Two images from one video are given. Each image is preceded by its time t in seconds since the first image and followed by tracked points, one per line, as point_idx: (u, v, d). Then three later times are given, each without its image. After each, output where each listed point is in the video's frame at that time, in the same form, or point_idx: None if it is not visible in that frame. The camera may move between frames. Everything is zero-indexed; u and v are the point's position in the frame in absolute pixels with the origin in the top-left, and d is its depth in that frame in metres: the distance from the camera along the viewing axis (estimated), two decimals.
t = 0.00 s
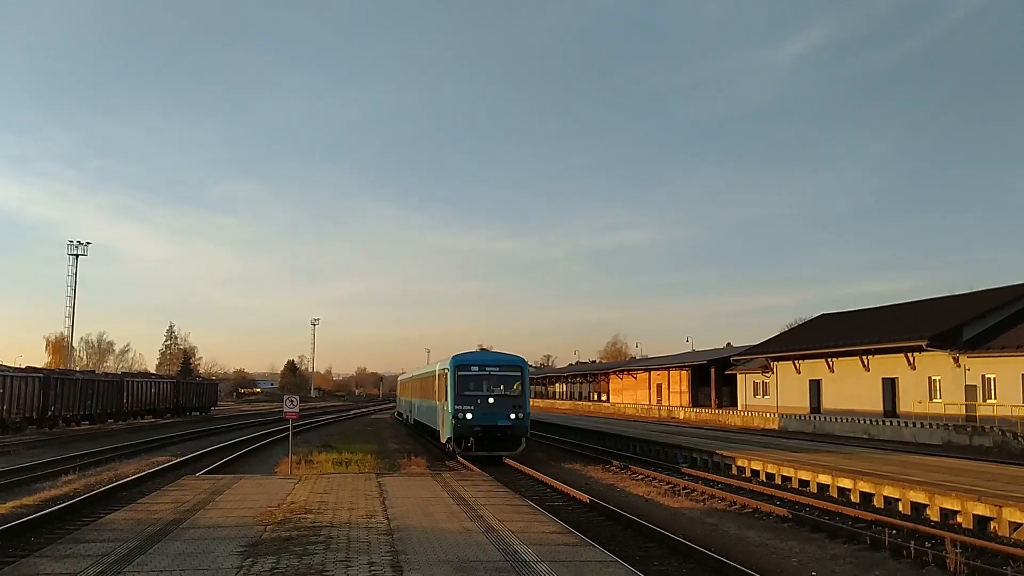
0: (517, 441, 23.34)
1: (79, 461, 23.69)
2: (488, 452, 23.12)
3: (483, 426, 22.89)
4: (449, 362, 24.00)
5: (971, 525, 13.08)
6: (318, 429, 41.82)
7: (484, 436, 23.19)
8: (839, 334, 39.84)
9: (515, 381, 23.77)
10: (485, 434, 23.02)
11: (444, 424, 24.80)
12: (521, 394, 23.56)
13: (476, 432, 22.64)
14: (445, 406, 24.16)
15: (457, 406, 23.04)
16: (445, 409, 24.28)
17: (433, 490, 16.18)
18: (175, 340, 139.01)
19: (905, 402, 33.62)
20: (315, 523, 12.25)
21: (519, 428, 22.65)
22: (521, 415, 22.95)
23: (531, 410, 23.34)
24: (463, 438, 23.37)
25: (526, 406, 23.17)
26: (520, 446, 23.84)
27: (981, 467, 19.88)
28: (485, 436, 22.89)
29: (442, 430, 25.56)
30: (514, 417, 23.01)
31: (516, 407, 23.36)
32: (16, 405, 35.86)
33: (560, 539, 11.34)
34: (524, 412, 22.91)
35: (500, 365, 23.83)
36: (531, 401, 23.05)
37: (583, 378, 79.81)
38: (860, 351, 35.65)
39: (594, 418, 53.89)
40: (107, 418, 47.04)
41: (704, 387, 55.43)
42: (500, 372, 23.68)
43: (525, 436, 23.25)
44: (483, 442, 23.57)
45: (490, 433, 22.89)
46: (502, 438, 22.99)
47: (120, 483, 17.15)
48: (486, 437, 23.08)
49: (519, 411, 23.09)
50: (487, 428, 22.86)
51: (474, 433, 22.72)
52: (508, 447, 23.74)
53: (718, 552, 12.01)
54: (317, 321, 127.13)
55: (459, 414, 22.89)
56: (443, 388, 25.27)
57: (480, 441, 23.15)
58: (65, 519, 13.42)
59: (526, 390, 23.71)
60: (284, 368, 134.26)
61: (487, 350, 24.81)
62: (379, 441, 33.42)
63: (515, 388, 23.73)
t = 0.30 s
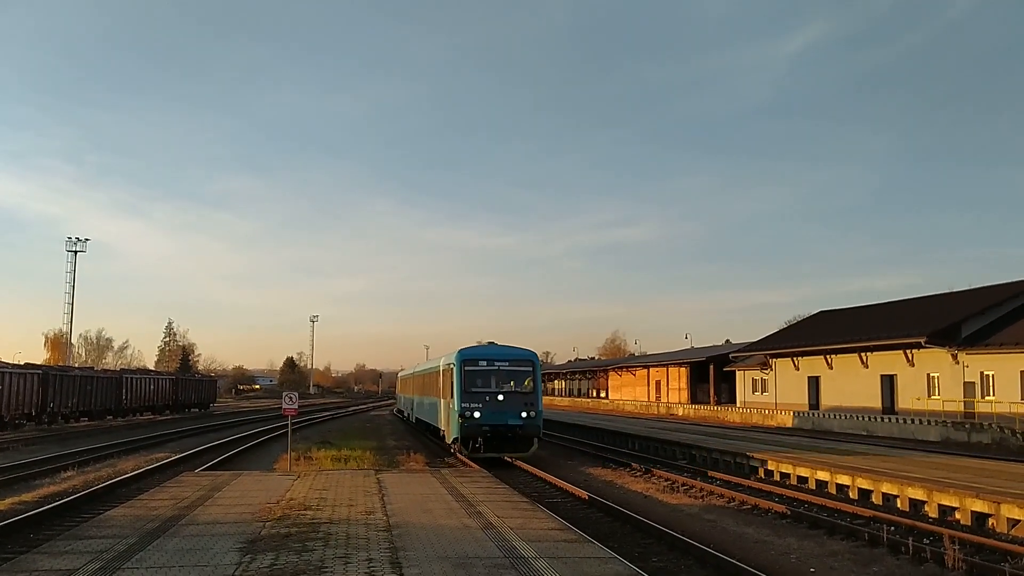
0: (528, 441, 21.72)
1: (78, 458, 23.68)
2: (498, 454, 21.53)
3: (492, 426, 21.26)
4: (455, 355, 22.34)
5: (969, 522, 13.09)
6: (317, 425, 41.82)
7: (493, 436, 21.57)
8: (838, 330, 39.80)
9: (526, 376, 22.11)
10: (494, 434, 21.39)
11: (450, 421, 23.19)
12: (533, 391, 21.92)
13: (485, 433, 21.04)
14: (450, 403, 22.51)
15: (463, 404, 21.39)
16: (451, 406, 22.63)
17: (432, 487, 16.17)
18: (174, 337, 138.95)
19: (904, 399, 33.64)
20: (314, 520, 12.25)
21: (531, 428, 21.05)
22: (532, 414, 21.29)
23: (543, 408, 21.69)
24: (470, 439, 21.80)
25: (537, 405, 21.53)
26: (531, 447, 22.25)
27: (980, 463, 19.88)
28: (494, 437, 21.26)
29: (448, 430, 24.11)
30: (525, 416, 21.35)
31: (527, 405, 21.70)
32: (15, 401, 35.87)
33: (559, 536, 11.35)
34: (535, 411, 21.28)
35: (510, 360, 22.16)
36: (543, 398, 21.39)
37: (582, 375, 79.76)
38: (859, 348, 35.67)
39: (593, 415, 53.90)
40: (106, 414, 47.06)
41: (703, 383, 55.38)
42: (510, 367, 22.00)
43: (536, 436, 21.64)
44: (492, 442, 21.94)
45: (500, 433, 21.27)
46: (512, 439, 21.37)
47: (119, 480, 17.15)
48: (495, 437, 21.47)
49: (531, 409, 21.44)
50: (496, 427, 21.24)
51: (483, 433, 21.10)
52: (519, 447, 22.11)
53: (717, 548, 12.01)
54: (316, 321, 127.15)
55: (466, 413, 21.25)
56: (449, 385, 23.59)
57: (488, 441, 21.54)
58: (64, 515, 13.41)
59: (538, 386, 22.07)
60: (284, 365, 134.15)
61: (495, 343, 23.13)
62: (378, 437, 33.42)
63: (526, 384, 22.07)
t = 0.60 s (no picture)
0: (543, 444, 20.44)
1: (79, 456, 23.70)
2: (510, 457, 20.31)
3: (504, 428, 20.06)
4: (463, 352, 21.22)
5: (968, 520, 13.13)
6: (317, 423, 41.85)
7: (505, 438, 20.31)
8: (838, 328, 39.84)
9: (539, 374, 20.95)
10: (507, 436, 20.09)
11: (457, 423, 21.98)
12: (547, 389, 20.73)
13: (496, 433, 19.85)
14: (458, 404, 21.32)
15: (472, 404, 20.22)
16: (458, 407, 21.42)
17: (432, 484, 16.22)
18: (174, 335, 138.82)
19: (904, 397, 33.68)
20: (313, 517, 12.29)
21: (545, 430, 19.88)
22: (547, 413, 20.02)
23: (558, 407, 20.45)
24: (480, 441, 20.55)
25: (552, 403, 20.28)
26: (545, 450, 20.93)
27: (978, 461, 19.93)
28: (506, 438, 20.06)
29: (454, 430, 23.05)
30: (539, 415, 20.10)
31: (541, 404, 20.47)
32: (15, 399, 35.86)
33: (559, 533, 11.38)
34: (550, 410, 20.03)
35: (522, 356, 21.03)
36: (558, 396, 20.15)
37: (582, 373, 79.85)
38: (858, 346, 35.72)
39: (593, 412, 53.97)
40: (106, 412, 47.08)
41: (704, 381, 55.42)
42: (522, 364, 20.87)
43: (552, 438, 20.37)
44: (504, 445, 20.72)
45: (512, 435, 20.07)
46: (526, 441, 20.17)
47: (120, 477, 17.20)
48: (507, 439, 20.21)
49: (546, 408, 20.22)
50: (508, 429, 20.04)
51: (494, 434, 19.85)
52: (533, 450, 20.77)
53: (716, 545, 12.03)
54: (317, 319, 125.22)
55: (476, 413, 20.08)
56: (456, 383, 22.40)
57: (501, 443, 20.27)
58: (65, 513, 13.46)
59: (552, 384, 20.91)
60: (283, 363, 134.10)
61: (505, 340, 22.01)
62: (379, 435, 33.47)
63: (539, 382, 20.91)
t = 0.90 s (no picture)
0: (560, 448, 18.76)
1: (77, 454, 23.67)
2: (523, 463, 18.63)
3: (517, 431, 18.37)
4: (472, 348, 19.54)
5: (967, 518, 13.13)
6: (316, 421, 41.89)
7: (519, 442, 18.65)
8: (837, 327, 39.85)
9: (556, 371, 19.23)
10: (520, 440, 18.42)
11: (465, 424, 20.29)
12: (564, 388, 18.99)
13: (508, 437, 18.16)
14: (468, 404, 19.62)
15: (482, 404, 18.54)
16: (468, 407, 19.73)
17: (430, 482, 16.22)
18: (173, 334, 138.80)
19: (903, 395, 33.68)
20: (313, 516, 12.28)
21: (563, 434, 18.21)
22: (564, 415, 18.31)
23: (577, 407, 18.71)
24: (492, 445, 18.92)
25: (570, 404, 18.54)
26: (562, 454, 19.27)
27: (977, 460, 19.93)
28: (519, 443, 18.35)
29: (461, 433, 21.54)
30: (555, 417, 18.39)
31: (558, 404, 18.76)
32: (14, 398, 35.81)
33: (558, 532, 11.37)
34: (567, 412, 18.32)
35: (537, 352, 19.29)
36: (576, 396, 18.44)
37: (582, 372, 79.91)
38: (857, 345, 35.71)
39: (592, 411, 54.03)
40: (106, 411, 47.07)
41: (703, 379, 55.42)
42: (538, 361, 19.15)
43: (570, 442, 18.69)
44: (517, 450, 19.05)
45: (526, 439, 18.38)
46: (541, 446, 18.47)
47: (119, 476, 17.21)
48: (520, 443, 18.56)
49: (562, 409, 18.51)
50: (522, 432, 18.38)
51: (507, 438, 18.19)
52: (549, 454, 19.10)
53: (716, 544, 12.01)
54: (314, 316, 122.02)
55: (486, 414, 18.39)
56: (464, 381, 20.64)
57: (514, 447, 18.61)
58: (64, 511, 13.47)
59: (570, 382, 19.17)
60: (282, 362, 134.05)
61: (518, 333, 20.29)
62: (377, 434, 33.46)
63: (556, 380, 19.16)
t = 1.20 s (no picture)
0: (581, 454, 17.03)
1: (77, 452, 23.66)
2: (540, 470, 16.88)
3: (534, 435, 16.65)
4: (483, 343, 17.85)
5: (966, 517, 13.16)
6: (315, 420, 41.98)
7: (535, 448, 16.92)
8: (836, 325, 39.87)
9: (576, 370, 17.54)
10: (537, 445, 16.71)
11: (474, 426, 18.57)
12: (585, 387, 17.29)
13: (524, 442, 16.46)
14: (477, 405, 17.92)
15: (494, 405, 16.83)
16: (477, 408, 18.02)
17: (429, 481, 16.23)
18: (172, 332, 138.76)
19: (901, 394, 33.69)
20: (312, 514, 12.29)
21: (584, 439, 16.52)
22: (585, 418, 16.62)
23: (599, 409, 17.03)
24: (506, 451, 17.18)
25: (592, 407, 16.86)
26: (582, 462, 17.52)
27: (975, 458, 19.95)
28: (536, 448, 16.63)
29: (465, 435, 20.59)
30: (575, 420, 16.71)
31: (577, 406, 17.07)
32: (13, 396, 35.85)
33: (557, 530, 11.37)
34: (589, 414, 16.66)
35: (554, 348, 17.60)
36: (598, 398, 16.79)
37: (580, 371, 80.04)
38: (857, 343, 35.71)
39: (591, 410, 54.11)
40: (105, 409, 47.11)
41: (701, 378, 55.49)
42: (555, 358, 17.44)
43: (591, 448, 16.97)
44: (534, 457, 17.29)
45: (544, 444, 16.66)
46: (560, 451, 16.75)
47: (119, 474, 17.24)
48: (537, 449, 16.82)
49: (583, 411, 16.84)
50: (539, 436, 16.67)
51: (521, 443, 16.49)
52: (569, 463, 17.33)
53: (715, 543, 12.00)
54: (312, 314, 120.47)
55: (499, 416, 16.68)
56: (473, 379, 18.92)
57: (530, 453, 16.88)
58: (64, 509, 13.49)
59: (591, 381, 17.47)
60: (281, 360, 134.05)
61: (532, 328, 18.58)
62: (376, 432, 33.47)
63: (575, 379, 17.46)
